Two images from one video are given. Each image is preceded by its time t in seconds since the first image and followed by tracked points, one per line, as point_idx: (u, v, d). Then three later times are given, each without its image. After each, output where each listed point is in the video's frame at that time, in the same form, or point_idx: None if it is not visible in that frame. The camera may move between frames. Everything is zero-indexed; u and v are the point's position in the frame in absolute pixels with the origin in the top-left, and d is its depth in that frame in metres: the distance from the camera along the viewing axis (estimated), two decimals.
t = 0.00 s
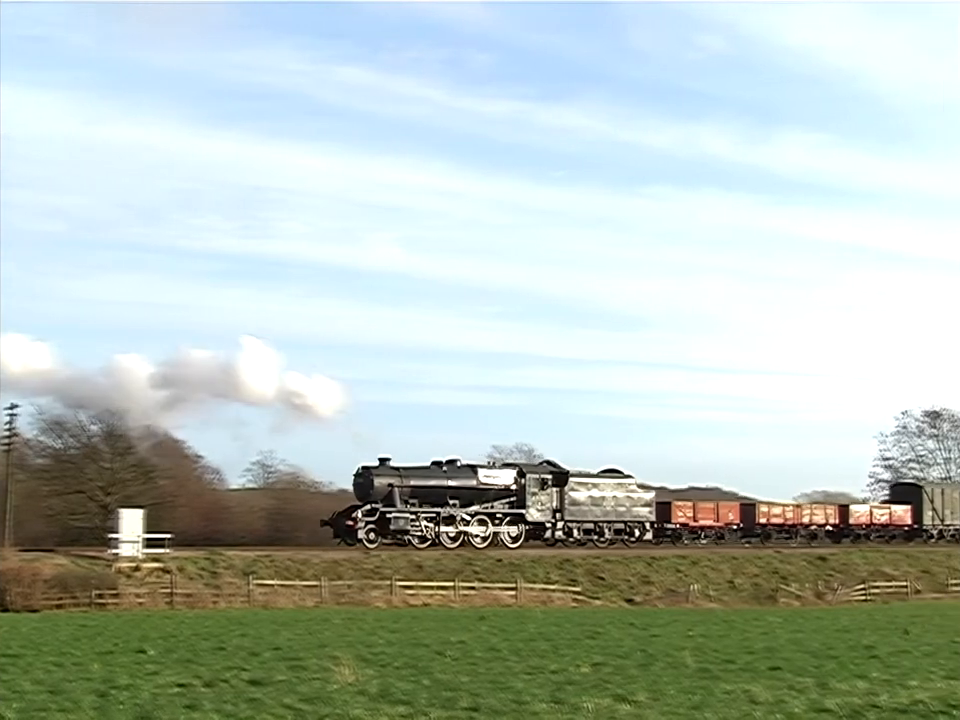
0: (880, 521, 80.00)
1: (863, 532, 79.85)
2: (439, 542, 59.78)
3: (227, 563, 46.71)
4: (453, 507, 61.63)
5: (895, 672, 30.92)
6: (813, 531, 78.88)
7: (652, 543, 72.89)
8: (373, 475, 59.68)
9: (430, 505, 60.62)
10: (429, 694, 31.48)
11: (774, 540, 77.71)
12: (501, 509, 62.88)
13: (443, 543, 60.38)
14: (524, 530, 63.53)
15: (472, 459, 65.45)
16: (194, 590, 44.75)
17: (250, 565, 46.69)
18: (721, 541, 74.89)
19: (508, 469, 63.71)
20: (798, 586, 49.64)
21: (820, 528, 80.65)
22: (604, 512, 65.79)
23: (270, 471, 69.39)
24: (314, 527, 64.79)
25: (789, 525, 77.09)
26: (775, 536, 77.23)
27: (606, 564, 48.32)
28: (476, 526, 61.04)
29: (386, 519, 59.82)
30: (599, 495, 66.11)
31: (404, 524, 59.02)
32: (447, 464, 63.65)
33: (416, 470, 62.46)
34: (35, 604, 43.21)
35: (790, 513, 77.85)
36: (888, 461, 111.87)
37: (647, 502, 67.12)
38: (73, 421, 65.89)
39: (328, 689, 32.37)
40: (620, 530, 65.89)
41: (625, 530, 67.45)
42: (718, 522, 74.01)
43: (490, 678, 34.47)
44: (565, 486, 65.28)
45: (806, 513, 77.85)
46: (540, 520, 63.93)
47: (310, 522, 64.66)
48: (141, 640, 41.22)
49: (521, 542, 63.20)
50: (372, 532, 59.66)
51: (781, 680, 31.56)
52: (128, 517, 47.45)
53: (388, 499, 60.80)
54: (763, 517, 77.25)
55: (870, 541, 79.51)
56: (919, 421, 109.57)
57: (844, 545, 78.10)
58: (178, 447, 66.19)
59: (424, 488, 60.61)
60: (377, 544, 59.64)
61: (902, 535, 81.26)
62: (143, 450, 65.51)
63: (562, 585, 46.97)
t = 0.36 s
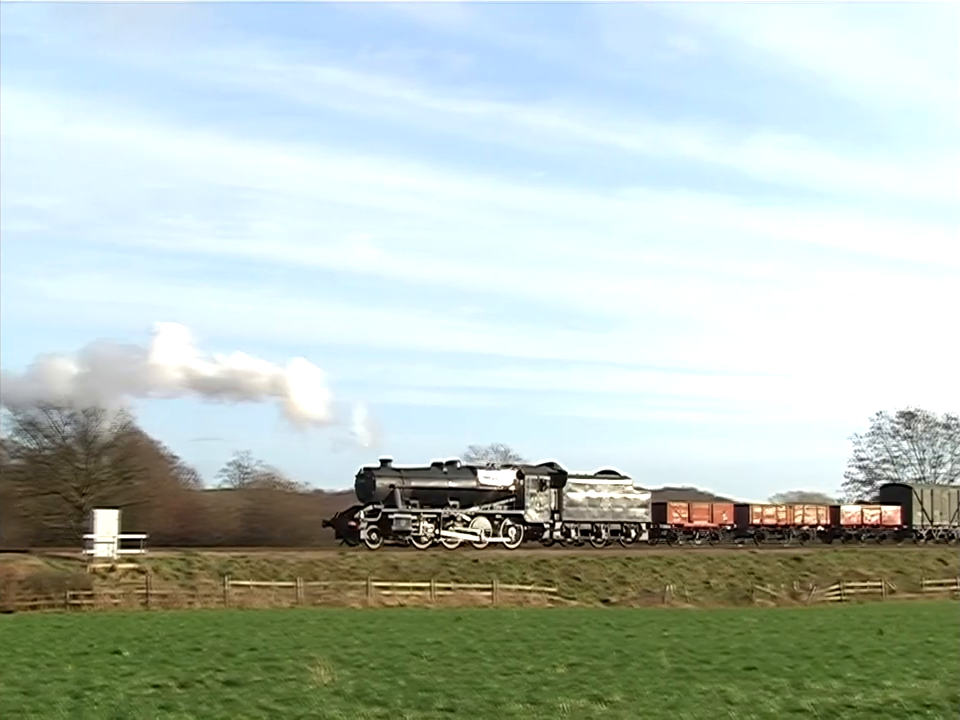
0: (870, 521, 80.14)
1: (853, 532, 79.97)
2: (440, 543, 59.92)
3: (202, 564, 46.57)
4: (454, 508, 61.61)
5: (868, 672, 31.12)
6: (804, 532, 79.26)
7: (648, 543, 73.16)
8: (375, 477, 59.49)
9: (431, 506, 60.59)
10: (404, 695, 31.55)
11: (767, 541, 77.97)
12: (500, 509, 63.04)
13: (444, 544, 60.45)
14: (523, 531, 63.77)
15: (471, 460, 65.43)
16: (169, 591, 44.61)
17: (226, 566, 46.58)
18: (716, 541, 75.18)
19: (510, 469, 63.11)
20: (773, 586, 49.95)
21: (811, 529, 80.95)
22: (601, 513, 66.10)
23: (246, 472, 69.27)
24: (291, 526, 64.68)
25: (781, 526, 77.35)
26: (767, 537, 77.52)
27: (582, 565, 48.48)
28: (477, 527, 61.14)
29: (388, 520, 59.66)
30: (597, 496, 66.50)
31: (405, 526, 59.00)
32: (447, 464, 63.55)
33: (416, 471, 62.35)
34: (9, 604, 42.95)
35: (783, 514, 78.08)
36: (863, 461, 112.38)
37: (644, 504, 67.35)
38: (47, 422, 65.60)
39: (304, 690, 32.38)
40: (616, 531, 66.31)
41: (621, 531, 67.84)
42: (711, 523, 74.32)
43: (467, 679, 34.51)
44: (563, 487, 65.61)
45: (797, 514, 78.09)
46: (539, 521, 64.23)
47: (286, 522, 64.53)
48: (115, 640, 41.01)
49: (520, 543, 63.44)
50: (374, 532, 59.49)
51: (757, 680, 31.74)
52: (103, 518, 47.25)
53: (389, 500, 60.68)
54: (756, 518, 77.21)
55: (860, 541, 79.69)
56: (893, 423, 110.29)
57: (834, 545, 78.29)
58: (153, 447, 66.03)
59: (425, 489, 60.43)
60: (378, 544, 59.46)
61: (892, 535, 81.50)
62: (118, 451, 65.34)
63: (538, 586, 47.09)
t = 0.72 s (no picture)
0: (865, 521, 80.27)
1: (848, 532, 80.17)
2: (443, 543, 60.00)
3: (182, 564, 46.43)
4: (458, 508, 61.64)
5: (846, 672, 31.22)
6: (800, 533, 79.55)
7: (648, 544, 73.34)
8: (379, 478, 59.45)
9: (435, 506, 60.61)
10: (384, 695, 31.59)
11: (764, 541, 78.21)
12: (503, 509, 63.14)
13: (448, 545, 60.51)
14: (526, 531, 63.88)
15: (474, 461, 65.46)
16: (149, 591, 44.47)
17: (205, 566, 46.46)
18: (714, 541, 75.41)
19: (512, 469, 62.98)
20: (753, 586, 50.17)
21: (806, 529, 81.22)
22: (601, 513, 66.25)
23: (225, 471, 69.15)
24: (270, 526, 64.92)
25: (778, 526, 77.59)
26: (764, 536, 77.75)
27: (562, 565, 48.59)
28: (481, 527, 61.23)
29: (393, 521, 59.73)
30: (597, 496, 66.66)
31: (409, 527, 59.07)
32: (451, 465, 63.58)
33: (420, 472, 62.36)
34: None
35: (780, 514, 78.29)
36: (842, 461, 112.83)
37: (644, 504, 67.43)
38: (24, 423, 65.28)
39: (284, 690, 32.40)
40: (616, 531, 66.48)
41: (620, 531, 68.00)
42: (709, 523, 74.50)
43: (446, 679, 34.50)
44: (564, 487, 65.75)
45: (793, 514, 78.33)
46: (542, 521, 64.34)
47: (265, 523, 64.77)
48: (94, 641, 40.81)
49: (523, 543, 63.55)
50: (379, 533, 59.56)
51: (736, 680, 31.82)
52: (81, 518, 47.06)
53: (394, 500, 60.67)
54: (752, 518, 77.62)
55: (855, 541, 79.90)
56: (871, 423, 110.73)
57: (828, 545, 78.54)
58: (132, 447, 65.81)
59: (430, 489, 60.44)
60: (383, 545, 59.52)
61: (886, 535, 81.71)
62: (97, 451, 65.10)
63: (518, 587, 47.15)
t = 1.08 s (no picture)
0: (862, 522, 80.55)
1: (845, 532, 80.52)
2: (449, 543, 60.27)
3: (163, 564, 46.30)
4: (463, 509, 61.83)
5: (827, 672, 31.35)
6: (797, 533, 79.84)
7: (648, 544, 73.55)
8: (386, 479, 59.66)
9: (441, 506, 60.82)
10: (366, 695, 31.61)
11: (763, 541, 78.45)
12: (507, 510, 63.30)
13: (453, 546, 60.69)
14: (529, 532, 64.02)
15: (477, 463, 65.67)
16: (130, 592, 44.34)
17: (187, 566, 46.35)
18: (713, 541, 75.64)
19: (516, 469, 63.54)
20: (734, 586, 50.38)
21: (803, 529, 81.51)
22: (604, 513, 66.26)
23: (206, 472, 69.05)
24: (253, 526, 64.79)
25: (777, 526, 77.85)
26: (763, 537, 78.02)
27: (543, 566, 48.68)
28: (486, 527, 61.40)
29: (399, 521, 59.99)
30: (599, 497, 66.78)
31: (416, 527, 59.29)
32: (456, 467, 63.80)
33: (426, 473, 62.62)
34: None
35: (777, 514, 78.57)
36: (823, 461, 113.32)
37: (645, 504, 67.11)
38: (5, 423, 64.98)
39: (266, 691, 32.34)
40: (618, 532, 66.56)
41: (622, 531, 68.09)
42: (709, 524, 74.69)
43: (428, 679, 34.52)
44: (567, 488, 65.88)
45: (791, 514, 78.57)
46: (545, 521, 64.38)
47: (248, 523, 64.65)
48: (75, 641, 40.62)
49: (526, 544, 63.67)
50: (385, 533, 59.75)
51: (717, 680, 31.94)
52: (62, 519, 46.89)
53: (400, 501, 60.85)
54: (751, 518, 77.93)
55: (851, 541, 80.30)
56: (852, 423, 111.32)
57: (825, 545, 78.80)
58: (114, 447, 65.61)
59: (435, 489, 60.84)
60: (390, 545, 59.68)
61: (882, 535, 82.03)
62: (79, 451, 64.88)
63: (499, 587, 47.22)
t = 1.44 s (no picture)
0: (864, 521, 80.69)
1: (848, 532, 80.67)
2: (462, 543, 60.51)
3: (151, 564, 46.19)
4: (474, 509, 61.94)
5: (816, 672, 31.34)
6: (801, 533, 79.90)
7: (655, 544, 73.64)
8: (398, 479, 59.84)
9: (453, 507, 60.96)
10: (354, 695, 31.60)
11: (769, 541, 78.49)
12: (518, 510, 63.41)
13: (465, 546, 60.83)
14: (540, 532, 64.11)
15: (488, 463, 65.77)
16: (118, 592, 44.23)
17: (175, 566, 46.26)
18: (718, 541, 75.71)
19: (523, 470, 63.53)
20: (723, 586, 50.48)
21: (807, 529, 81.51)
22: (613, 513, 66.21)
23: (195, 472, 69.01)
24: (242, 526, 64.78)
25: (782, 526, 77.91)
26: (769, 536, 78.07)
27: (532, 565, 48.72)
28: (498, 527, 61.51)
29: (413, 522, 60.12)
30: (609, 497, 66.82)
31: (429, 527, 59.51)
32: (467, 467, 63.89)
33: (438, 473, 62.78)
34: None
35: (782, 514, 78.59)
36: (811, 461, 113.61)
37: (653, 504, 67.24)
38: None
39: (254, 691, 32.29)
40: (627, 531, 66.62)
41: (630, 531, 68.08)
42: (716, 524, 74.66)
43: (416, 678, 34.47)
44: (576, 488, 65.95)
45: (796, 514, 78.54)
46: (556, 521, 64.41)
47: (237, 522, 64.64)
48: (63, 642, 40.45)
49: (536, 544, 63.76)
50: (399, 533, 59.88)
51: (706, 679, 31.96)
52: (50, 518, 46.76)
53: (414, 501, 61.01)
54: (757, 518, 78.09)
55: (854, 541, 80.56)
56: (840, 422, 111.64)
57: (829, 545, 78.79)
58: (102, 446, 65.52)
59: (448, 490, 61.07)
60: (403, 545, 59.83)
61: (884, 535, 82.14)
62: (67, 450, 64.78)
63: (488, 587, 47.23)
